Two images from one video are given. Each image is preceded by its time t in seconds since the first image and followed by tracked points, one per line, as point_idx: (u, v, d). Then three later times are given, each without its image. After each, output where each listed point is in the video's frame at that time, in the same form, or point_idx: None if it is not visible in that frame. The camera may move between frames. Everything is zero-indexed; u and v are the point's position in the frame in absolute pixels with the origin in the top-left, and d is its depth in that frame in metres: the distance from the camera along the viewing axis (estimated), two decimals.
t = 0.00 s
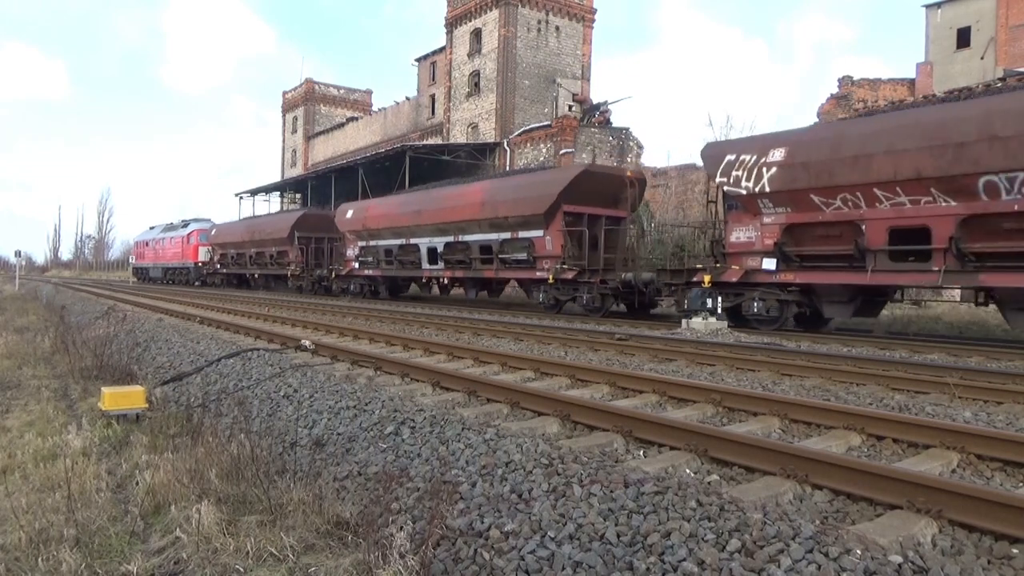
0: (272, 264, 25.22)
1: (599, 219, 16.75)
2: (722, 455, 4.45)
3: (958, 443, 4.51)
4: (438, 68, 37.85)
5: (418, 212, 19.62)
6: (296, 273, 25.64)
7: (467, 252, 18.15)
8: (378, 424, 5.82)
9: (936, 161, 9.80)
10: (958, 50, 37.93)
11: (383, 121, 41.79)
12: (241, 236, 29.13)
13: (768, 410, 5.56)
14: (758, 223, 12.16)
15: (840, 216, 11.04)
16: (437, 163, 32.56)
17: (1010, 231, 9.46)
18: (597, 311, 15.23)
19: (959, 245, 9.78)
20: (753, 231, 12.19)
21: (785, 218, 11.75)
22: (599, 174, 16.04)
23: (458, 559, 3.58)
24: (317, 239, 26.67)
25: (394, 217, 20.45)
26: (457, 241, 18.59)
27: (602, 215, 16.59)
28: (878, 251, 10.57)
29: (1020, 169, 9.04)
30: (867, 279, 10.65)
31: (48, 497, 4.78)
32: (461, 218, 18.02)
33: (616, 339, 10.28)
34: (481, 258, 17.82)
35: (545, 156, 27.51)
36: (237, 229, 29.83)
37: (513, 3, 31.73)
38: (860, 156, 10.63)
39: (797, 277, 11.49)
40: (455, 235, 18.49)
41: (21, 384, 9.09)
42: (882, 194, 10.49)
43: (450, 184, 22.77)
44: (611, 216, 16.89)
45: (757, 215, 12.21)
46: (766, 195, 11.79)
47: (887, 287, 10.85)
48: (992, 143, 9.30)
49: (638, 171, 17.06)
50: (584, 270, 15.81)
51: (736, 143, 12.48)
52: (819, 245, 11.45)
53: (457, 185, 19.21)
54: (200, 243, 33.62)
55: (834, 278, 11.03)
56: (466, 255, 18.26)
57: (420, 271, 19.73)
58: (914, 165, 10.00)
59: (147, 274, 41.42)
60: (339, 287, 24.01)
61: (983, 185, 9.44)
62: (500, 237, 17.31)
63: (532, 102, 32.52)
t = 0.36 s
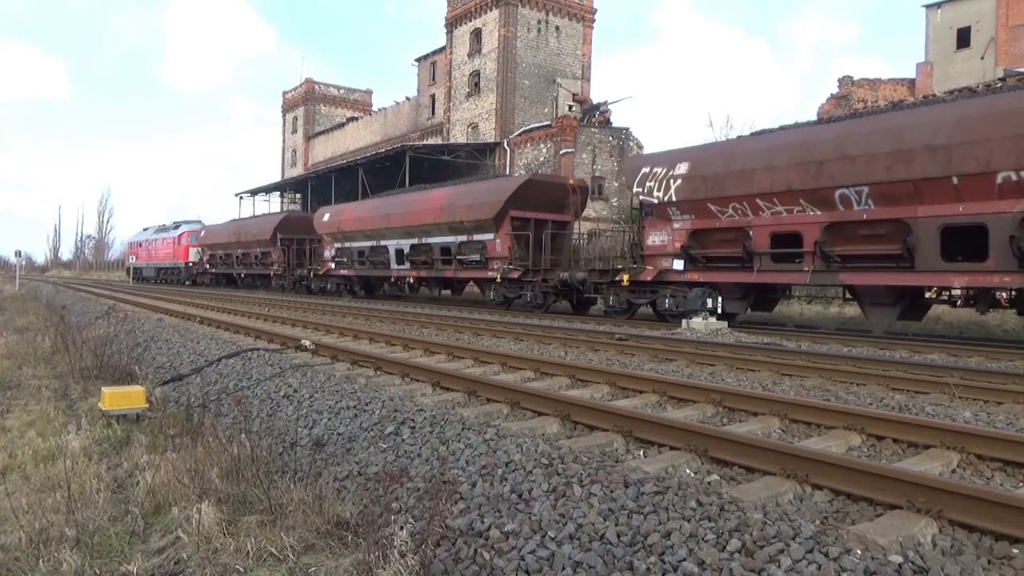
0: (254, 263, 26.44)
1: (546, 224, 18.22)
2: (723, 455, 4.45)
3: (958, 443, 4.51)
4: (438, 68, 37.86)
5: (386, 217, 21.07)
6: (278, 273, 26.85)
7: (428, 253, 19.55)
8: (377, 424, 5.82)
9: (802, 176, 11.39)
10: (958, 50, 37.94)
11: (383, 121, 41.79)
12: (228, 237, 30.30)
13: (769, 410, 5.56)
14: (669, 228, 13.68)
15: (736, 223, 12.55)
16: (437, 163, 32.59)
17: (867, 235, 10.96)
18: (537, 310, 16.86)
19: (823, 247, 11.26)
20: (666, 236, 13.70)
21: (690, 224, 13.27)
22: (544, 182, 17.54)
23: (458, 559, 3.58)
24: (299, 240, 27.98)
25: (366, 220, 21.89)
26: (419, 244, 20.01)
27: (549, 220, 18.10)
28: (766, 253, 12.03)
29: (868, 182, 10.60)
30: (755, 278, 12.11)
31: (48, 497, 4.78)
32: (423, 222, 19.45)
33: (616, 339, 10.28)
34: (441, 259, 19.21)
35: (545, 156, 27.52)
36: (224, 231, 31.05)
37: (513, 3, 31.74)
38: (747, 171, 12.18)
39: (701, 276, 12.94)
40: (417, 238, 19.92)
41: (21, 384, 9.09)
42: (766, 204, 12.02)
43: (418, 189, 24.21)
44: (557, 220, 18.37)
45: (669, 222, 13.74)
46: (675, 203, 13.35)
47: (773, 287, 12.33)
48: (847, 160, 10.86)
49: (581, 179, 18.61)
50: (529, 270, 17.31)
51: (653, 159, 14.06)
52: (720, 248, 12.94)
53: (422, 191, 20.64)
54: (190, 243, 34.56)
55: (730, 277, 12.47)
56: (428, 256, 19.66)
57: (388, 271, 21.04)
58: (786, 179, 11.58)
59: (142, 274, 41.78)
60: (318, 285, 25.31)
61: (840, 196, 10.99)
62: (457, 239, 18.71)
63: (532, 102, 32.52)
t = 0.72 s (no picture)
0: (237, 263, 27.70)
1: (500, 227, 19.54)
2: (723, 455, 4.45)
3: (958, 443, 4.50)
4: (438, 68, 37.86)
5: (358, 220, 22.34)
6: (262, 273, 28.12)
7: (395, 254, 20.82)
8: (378, 424, 5.82)
9: (698, 188, 12.86)
10: (958, 50, 37.94)
11: (383, 121, 41.79)
12: (215, 238, 31.47)
13: (769, 410, 5.56)
14: (598, 232, 15.05)
15: (653, 228, 13.96)
16: (437, 164, 32.61)
17: (754, 239, 12.43)
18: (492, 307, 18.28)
19: (719, 249, 12.69)
20: (594, 239, 15.09)
21: (615, 229, 14.68)
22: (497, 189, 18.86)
23: (458, 559, 3.58)
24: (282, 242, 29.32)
25: (340, 223, 23.17)
26: (388, 245, 21.25)
27: (503, 224, 19.33)
28: (676, 254, 13.39)
29: (752, 194, 12.03)
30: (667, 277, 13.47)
31: (48, 497, 4.79)
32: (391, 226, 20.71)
33: (616, 339, 10.28)
34: (407, 260, 20.48)
35: (545, 156, 27.50)
36: (212, 233, 32.24)
37: (513, 3, 31.74)
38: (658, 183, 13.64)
39: (625, 275, 14.27)
40: (386, 240, 21.19)
41: (21, 384, 9.09)
42: (674, 211, 13.46)
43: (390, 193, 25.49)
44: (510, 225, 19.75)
45: (598, 227, 15.13)
46: (600, 210, 14.79)
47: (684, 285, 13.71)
48: (736, 174, 12.30)
49: (533, 187, 20.01)
50: (483, 270, 18.56)
51: (583, 172, 15.53)
52: (641, 250, 14.31)
53: (391, 195, 21.90)
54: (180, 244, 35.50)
55: (648, 276, 13.83)
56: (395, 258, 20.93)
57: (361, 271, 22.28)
58: (686, 190, 13.03)
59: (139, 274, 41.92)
60: (298, 285, 26.62)
61: (729, 206, 12.45)
62: (421, 241, 19.99)
63: (533, 102, 32.52)
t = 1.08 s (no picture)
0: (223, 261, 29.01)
1: (461, 230, 20.54)
2: (723, 455, 4.45)
3: (958, 443, 4.50)
4: (438, 68, 37.86)
5: (333, 223, 23.57)
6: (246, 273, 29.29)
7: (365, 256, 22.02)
8: (377, 424, 5.82)
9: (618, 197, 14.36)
10: (958, 50, 37.94)
11: (383, 121, 41.79)
12: (204, 240, 32.54)
13: (769, 410, 5.56)
14: (540, 236, 16.48)
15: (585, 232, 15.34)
16: (437, 164, 32.59)
17: (666, 242, 13.80)
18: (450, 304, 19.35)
19: (637, 251, 14.08)
20: (536, 241, 16.49)
21: (553, 233, 16.10)
22: (456, 194, 19.97)
23: (458, 558, 3.58)
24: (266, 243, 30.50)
25: (318, 226, 24.42)
26: (360, 246, 22.45)
27: (463, 227, 20.40)
28: (605, 255, 14.81)
29: (661, 202, 13.50)
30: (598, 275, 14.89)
31: (48, 497, 4.79)
32: (362, 229, 21.92)
33: (616, 339, 10.28)
34: (377, 260, 21.50)
35: (545, 156, 27.49)
36: (200, 234, 33.36)
37: (513, 3, 31.75)
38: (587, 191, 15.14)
39: (563, 274, 15.69)
40: (358, 242, 22.40)
41: (21, 384, 9.09)
42: (601, 218, 14.90)
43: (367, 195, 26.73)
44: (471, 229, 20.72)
45: (540, 230, 16.55)
46: (539, 215, 16.25)
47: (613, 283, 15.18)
48: (649, 185, 13.78)
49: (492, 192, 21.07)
50: (443, 271, 19.65)
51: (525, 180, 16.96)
52: (576, 251, 15.69)
53: (364, 200, 23.10)
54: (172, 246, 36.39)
55: (583, 275, 15.24)
56: (365, 258, 22.13)
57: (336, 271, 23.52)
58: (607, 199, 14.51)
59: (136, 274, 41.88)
60: (280, 284, 28.05)
61: (643, 213, 13.91)
62: (389, 243, 21.02)
63: (533, 102, 32.52)
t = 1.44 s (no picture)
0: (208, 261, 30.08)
1: (427, 232, 21.76)
2: (723, 455, 4.45)
3: (958, 443, 4.50)
4: (438, 68, 37.85)
5: (311, 225, 24.79)
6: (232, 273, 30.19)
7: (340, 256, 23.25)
8: (377, 424, 5.82)
9: (553, 204, 15.60)
10: (958, 50, 37.94)
11: (383, 121, 41.80)
12: (193, 241, 33.31)
13: (769, 410, 5.56)
14: (490, 238, 17.71)
15: (527, 236, 16.63)
16: (437, 164, 32.59)
17: (596, 245, 15.02)
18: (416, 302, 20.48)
19: (572, 253, 15.31)
20: (486, 244, 17.82)
21: (502, 235, 17.33)
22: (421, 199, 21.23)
23: (458, 558, 3.58)
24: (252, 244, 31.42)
25: (297, 228, 25.65)
26: (335, 248, 23.68)
27: (429, 229, 21.64)
28: (544, 257, 16.10)
29: (590, 209, 14.69)
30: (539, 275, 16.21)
31: (48, 497, 4.78)
32: (336, 231, 23.14)
33: (616, 339, 10.28)
34: (351, 260, 22.74)
35: (545, 156, 27.48)
36: (189, 236, 34.20)
37: (513, 3, 31.74)
38: (529, 198, 16.41)
39: (510, 274, 17.03)
40: (334, 243, 23.62)
41: (21, 384, 9.09)
42: (541, 223, 16.14)
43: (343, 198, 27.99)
44: (436, 231, 21.91)
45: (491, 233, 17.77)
46: (488, 219, 17.56)
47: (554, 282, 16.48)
48: (580, 194, 14.99)
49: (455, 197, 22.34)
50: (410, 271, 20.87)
51: (478, 187, 18.25)
52: (520, 253, 16.98)
53: (338, 204, 24.34)
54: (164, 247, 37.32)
55: (528, 275, 16.56)
56: (340, 259, 23.36)
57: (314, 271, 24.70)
58: (545, 205, 15.73)
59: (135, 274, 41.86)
60: (263, 283, 29.17)
61: (574, 218, 15.15)
62: (362, 244, 22.23)
63: (533, 102, 32.53)
